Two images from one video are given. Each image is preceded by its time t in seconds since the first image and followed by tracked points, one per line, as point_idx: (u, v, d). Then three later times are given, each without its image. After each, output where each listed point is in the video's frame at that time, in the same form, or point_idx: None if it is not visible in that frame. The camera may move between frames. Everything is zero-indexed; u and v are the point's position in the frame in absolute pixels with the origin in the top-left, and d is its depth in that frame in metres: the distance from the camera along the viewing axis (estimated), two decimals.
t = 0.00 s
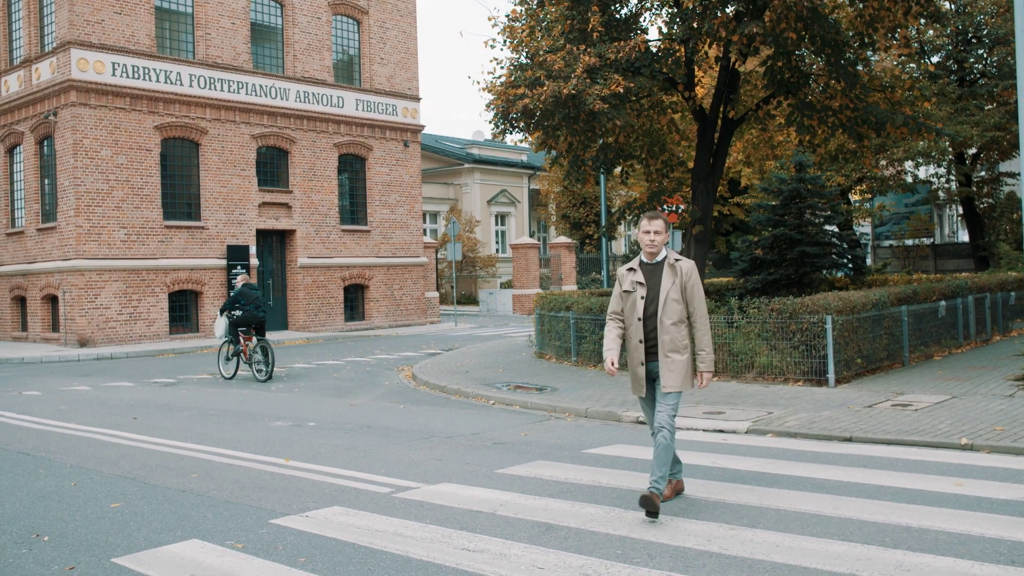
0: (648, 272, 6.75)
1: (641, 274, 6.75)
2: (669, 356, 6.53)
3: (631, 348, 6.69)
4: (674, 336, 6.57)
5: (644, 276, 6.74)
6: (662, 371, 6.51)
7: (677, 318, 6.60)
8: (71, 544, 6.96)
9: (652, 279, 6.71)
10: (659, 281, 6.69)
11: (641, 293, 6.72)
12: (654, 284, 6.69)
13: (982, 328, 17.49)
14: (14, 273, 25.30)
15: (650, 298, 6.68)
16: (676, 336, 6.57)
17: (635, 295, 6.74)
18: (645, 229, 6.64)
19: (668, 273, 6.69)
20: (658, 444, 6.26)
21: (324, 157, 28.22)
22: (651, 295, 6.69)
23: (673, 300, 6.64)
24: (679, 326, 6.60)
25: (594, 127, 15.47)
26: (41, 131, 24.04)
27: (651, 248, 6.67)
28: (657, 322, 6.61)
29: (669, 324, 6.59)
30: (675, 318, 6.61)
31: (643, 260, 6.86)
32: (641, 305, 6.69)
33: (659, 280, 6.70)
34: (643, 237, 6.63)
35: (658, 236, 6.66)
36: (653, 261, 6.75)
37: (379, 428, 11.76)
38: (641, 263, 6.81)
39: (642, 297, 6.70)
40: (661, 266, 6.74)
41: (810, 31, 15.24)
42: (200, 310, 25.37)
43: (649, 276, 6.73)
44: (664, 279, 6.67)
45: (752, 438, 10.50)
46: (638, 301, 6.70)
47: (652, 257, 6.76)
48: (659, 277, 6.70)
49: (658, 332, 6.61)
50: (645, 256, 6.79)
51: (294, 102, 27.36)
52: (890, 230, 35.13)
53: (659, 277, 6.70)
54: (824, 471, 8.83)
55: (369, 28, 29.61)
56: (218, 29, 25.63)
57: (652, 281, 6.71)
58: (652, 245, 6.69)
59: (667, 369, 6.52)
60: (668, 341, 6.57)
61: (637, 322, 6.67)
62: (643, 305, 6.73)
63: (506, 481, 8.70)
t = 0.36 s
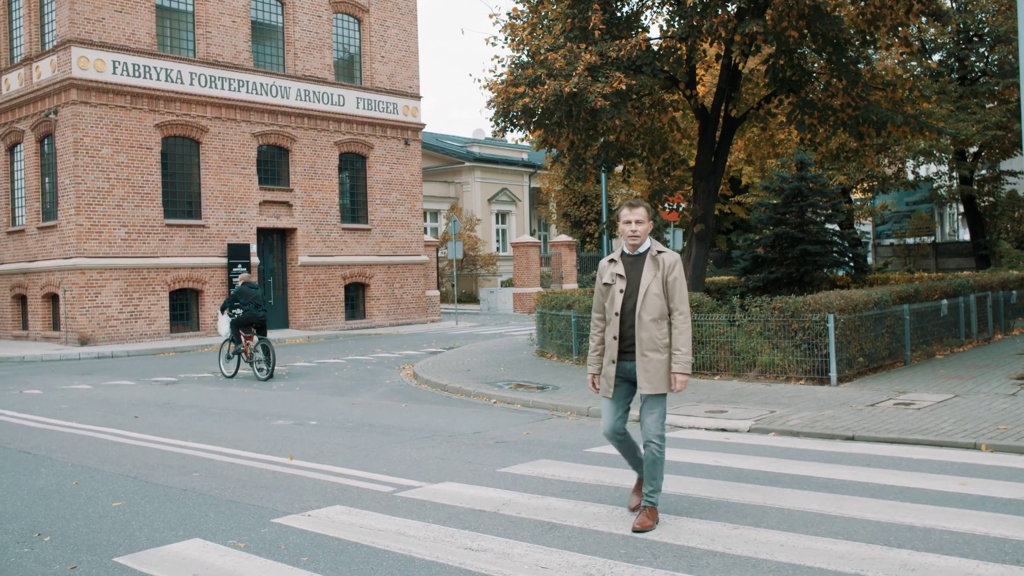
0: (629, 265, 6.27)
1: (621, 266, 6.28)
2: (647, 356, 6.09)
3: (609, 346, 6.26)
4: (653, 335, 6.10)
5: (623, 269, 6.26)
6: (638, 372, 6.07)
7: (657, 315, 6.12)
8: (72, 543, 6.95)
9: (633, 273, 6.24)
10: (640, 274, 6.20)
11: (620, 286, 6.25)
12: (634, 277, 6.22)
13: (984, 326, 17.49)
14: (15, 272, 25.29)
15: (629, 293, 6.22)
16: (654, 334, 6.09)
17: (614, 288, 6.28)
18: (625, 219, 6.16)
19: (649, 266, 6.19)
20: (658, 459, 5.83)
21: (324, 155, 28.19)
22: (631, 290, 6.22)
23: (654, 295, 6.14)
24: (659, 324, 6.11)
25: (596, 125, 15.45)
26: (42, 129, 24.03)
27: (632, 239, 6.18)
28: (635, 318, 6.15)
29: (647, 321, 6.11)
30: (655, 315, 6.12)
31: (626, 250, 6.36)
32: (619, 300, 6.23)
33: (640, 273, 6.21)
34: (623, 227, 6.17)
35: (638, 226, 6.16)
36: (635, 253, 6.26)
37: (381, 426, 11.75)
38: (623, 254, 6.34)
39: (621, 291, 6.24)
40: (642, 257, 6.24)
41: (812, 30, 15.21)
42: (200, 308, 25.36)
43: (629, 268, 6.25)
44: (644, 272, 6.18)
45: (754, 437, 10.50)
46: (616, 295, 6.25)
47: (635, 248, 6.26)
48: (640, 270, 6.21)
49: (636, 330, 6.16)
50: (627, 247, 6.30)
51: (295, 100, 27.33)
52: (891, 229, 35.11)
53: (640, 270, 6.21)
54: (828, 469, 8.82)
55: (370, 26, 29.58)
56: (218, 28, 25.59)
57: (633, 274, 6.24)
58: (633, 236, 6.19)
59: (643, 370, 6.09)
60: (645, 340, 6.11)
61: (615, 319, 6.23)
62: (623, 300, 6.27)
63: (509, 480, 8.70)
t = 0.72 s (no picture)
0: (597, 274, 5.89)
1: (589, 276, 5.90)
2: (621, 369, 5.70)
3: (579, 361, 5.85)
4: (626, 346, 5.72)
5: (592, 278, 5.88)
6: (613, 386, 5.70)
7: (630, 324, 5.74)
8: (75, 542, 6.94)
9: (602, 283, 5.86)
10: (609, 283, 5.83)
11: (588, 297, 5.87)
12: (603, 287, 5.84)
13: (986, 325, 17.48)
14: (15, 270, 25.29)
15: (599, 304, 5.83)
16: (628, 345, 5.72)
17: (583, 300, 5.91)
18: (589, 225, 5.79)
19: (618, 273, 5.82)
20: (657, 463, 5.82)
21: (325, 154, 28.18)
22: (601, 301, 5.84)
23: (625, 304, 5.76)
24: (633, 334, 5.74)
25: (597, 124, 15.42)
26: (43, 128, 24.01)
27: (598, 246, 5.81)
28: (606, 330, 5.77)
29: (620, 333, 5.74)
30: (628, 325, 5.74)
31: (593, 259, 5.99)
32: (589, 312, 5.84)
33: (609, 282, 5.83)
34: (586, 234, 5.78)
35: (603, 231, 5.78)
36: (603, 261, 5.89)
37: (383, 425, 11.74)
38: (591, 263, 5.96)
39: (590, 303, 5.86)
40: (610, 265, 5.87)
41: (814, 28, 15.17)
42: (201, 307, 25.35)
43: (598, 277, 5.88)
44: (613, 281, 5.80)
45: (757, 436, 10.51)
46: (585, 307, 5.87)
47: (602, 256, 5.89)
48: (609, 278, 5.84)
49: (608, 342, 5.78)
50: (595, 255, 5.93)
51: (296, 99, 27.32)
52: (892, 227, 35.09)
53: (609, 278, 5.83)
54: (831, 469, 8.82)
55: (371, 24, 29.56)
56: (219, 26, 25.57)
57: (602, 284, 5.86)
58: (599, 243, 5.82)
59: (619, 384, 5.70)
60: (619, 352, 5.72)
61: (586, 333, 5.86)
62: (593, 311, 5.89)
63: (512, 479, 8.70)
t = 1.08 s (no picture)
0: (560, 264, 5.36)
1: (551, 266, 5.36)
2: (589, 367, 5.19)
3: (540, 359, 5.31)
4: (594, 342, 5.21)
5: (554, 268, 5.35)
6: (580, 387, 5.16)
7: (597, 319, 5.25)
8: (79, 542, 6.94)
9: (565, 273, 5.33)
10: (574, 274, 5.31)
11: (550, 289, 5.33)
12: (567, 278, 5.32)
13: (989, 325, 17.48)
14: (18, 269, 25.29)
15: (564, 296, 5.30)
16: (596, 342, 5.22)
17: (543, 292, 5.35)
18: (551, 211, 5.26)
19: (584, 263, 5.31)
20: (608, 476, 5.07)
21: (328, 153, 28.17)
22: (564, 293, 5.31)
23: (593, 296, 5.27)
24: (601, 328, 5.25)
25: (600, 123, 15.39)
26: (46, 127, 24.03)
27: (562, 234, 5.30)
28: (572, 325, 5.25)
29: (587, 327, 5.22)
30: (595, 320, 5.24)
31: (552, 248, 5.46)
32: (551, 305, 5.30)
33: (573, 272, 5.32)
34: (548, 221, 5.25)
35: (567, 218, 5.28)
36: (565, 250, 5.37)
37: (386, 425, 11.73)
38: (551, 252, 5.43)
39: (552, 295, 5.32)
40: (574, 254, 5.36)
41: (816, 27, 15.11)
42: (204, 306, 25.36)
43: (560, 267, 5.35)
44: (578, 271, 5.29)
45: (761, 435, 10.51)
46: (547, 299, 5.32)
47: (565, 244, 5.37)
48: (574, 268, 5.33)
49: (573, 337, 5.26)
50: (556, 243, 5.41)
51: (299, 98, 27.31)
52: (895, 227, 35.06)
53: (574, 268, 5.32)
54: (835, 469, 8.80)
55: (374, 24, 29.55)
56: (222, 25, 25.58)
57: (564, 275, 5.33)
58: (561, 230, 5.31)
59: (586, 384, 5.17)
60: (586, 348, 5.21)
61: (546, 328, 5.31)
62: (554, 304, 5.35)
63: (516, 479, 8.69)
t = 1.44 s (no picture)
0: (533, 276, 4.98)
1: (524, 278, 4.98)
2: (560, 392, 4.82)
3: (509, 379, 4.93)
4: (567, 364, 4.85)
5: (527, 282, 4.97)
6: (550, 413, 4.79)
7: (571, 339, 4.88)
8: (89, 541, 6.95)
9: (539, 287, 4.95)
10: (549, 289, 4.94)
11: (522, 304, 4.95)
12: (541, 293, 4.94)
13: (998, 325, 17.46)
14: (26, 269, 25.36)
15: (536, 313, 4.93)
16: (570, 364, 4.85)
17: (514, 306, 4.97)
18: (530, 218, 4.88)
19: (560, 278, 4.93)
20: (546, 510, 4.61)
21: (335, 152, 28.18)
22: (537, 309, 4.93)
23: (568, 314, 4.89)
24: (575, 350, 4.88)
25: (607, 122, 15.38)
26: (53, 127, 24.07)
27: (539, 244, 4.93)
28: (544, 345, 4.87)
29: (560, 348, 4.85)
30: (569, 340, 4.88)
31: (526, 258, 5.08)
32: (522, 322, 4.93)
33: (548, 287, 4.94)
34: (527, 227, 4.88)
35: (547, 227, 4.90)
36: (541, 261, 4.99)
37: (394, 424, 11.74)
38: (524, 263, 5.05)
39: (524, 310, 4.94)
40: (550, 267, 4.98)
41: (823, 27, 15.04)
42: (212, 306, 25.39)
43: (533, 280, 4.97)
44: (553, 285, 4.91)
45: (770, 435, 10.49)
46: (518, 315, 4.94)
47: (540, 255, 4.99)
48: (549, 282, 4.95)
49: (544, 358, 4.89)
50: (530, 254, 5.02)
51: (306, 97, 27.33)
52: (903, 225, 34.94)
53: (549, 283, 4.94)
54: (844, 469, 8.79)
55: (381, 23, 29.56)
56: (229, 25, 25.60)
57: (538, 289, 4.95)
58: (538, 240, 4.93)
59: (556, 410, 4.80)
60: (558, 371, 4.84)
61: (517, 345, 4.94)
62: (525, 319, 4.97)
63: (525, 478, 8.68)
